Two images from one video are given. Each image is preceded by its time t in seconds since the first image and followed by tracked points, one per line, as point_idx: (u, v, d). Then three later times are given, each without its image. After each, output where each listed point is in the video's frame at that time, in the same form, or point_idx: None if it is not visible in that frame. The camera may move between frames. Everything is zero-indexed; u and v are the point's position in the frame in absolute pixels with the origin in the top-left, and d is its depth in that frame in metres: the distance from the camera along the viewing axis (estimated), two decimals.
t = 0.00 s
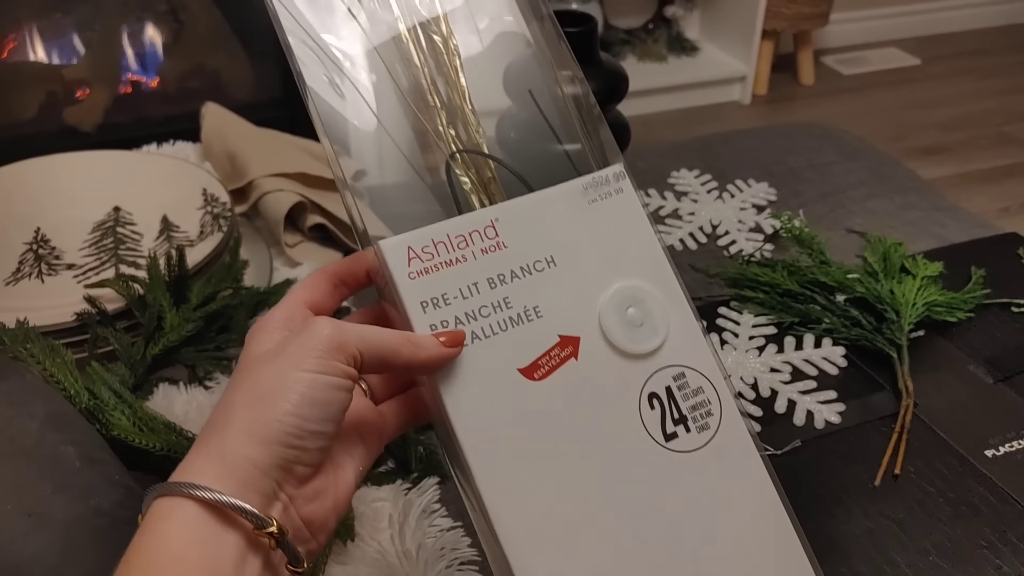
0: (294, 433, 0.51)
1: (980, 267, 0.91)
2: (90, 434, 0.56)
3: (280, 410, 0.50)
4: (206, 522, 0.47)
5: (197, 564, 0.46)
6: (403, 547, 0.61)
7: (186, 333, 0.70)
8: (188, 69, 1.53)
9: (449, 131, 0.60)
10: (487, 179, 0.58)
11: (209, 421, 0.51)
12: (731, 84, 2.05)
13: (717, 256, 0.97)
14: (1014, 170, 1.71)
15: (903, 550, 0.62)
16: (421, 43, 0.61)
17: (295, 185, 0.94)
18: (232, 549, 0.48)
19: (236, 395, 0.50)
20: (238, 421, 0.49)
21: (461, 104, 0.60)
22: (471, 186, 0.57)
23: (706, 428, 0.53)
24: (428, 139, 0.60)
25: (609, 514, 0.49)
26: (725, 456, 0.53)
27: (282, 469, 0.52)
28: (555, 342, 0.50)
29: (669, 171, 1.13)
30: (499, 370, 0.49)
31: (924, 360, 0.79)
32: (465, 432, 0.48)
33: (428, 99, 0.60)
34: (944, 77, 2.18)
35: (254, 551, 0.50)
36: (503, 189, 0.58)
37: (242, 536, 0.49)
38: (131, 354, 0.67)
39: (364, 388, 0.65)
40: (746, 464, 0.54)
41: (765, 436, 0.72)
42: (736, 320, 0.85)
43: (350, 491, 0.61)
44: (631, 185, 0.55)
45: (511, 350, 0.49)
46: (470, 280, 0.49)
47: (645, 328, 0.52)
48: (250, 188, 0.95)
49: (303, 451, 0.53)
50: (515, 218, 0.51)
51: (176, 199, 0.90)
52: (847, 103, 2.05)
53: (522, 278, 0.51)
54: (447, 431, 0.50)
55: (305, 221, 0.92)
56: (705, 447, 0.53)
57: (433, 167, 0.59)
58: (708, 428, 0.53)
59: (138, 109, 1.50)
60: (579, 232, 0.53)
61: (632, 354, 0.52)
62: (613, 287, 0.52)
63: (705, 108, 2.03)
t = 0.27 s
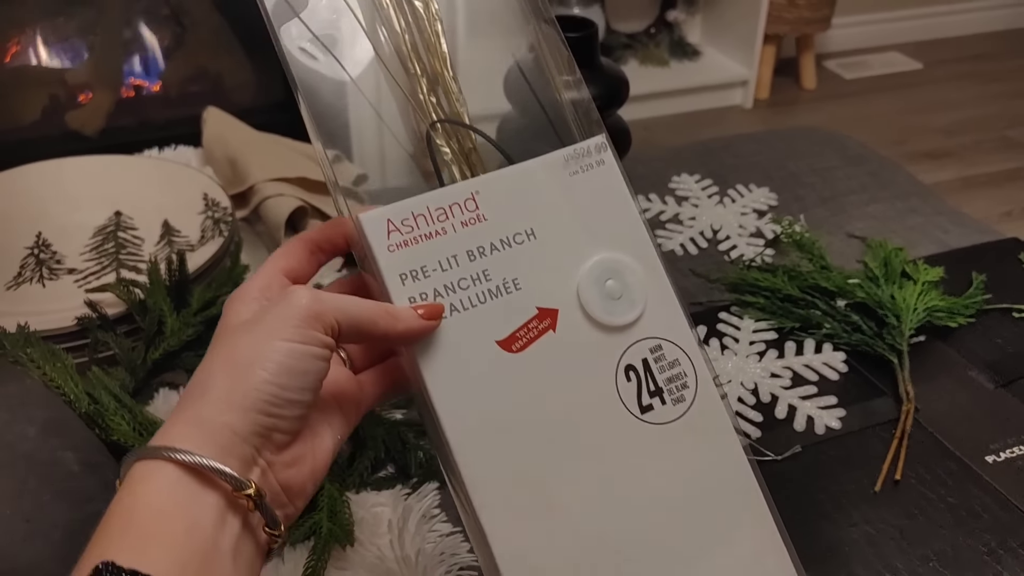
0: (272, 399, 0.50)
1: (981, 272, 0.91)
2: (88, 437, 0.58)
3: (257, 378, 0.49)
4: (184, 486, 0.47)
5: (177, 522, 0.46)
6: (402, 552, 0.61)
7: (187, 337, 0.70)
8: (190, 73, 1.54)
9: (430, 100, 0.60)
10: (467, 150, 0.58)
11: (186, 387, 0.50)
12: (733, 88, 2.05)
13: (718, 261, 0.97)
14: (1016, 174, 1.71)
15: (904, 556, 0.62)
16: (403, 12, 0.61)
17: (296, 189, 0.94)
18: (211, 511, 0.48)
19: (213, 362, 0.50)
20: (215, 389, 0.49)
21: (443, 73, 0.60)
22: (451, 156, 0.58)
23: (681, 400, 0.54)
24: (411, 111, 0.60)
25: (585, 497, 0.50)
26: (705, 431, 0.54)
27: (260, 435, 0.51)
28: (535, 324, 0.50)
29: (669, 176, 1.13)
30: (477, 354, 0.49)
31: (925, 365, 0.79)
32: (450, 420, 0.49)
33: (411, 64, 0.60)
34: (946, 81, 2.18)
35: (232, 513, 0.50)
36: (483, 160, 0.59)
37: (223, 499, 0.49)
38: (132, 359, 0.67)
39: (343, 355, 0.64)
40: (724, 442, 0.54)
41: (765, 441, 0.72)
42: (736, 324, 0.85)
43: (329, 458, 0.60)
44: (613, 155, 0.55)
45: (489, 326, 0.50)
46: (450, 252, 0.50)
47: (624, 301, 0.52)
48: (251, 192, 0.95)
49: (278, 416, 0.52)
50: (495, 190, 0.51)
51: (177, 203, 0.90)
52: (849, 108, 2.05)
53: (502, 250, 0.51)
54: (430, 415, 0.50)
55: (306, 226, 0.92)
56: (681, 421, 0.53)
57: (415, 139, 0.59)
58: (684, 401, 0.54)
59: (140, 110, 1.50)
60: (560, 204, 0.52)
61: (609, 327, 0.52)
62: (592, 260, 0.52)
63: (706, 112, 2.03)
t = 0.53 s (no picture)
0: (265, 353, 0.52)
1: (984, 275, 0.91)
2: (89, 438, 0.58)
3: (251, 331, 0.50)
4: (178, 434, 0.48)
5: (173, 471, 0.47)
6: (404, 555, 0.62)
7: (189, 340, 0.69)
8: (192, 76, 1.54)
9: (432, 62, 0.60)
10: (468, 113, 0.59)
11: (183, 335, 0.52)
12: (735, 91, 2.05)
13: (720, 263, 0.97)
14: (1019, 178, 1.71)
15: (906, 558, 0.62)
16: None
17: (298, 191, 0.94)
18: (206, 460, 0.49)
19: (210, 314, 0.51)
20: (210, 339, 0.50)
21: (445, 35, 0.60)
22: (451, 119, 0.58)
23: (672, 370, 0.54)
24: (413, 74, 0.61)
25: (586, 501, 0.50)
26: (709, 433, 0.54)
27: (253, 387, 0.53)
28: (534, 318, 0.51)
29: (672, 178, 1.13)
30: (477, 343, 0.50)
31: (927, 368, 0.79)
32: (445, 399, 0.49)
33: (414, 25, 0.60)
34: (949, 85, 2.17)
35: (226, 465, 0.51)
36: (484, 124, 0.59)
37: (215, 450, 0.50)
38: (134, 360, 0.67)
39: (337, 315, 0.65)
40: (727, 445, 0.54)
41: (767, 443, 0.72)
42: (739, 327, 0.85)
43: (322, 416, 0.61)
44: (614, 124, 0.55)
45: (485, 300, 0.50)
46: (446, 216, 0.50)
47: (619, 271, 0.53)
48: (254, 195, 0.95)
49: (272, 370, 0.53)
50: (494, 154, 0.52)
51: (179, 205, 0.90)
52: (851, 111, 2.05)
53: (498, 216, 0.51)
54: (433, 411, 0.51)
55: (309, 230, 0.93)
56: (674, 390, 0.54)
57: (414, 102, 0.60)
58: (676, 371, 0.54)
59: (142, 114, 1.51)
60: (558, 171, 0.53)
61: (605, 296, 0.52)
62: (588, 231, 0.53)
63: (709, 115, 2.03)
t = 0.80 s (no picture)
0: (262, 295, 0.52)
1: (984, 278, 0.91)
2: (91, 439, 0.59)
3: (248, 271, 0.51)
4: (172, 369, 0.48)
5: (166, 406, 0.46)
6: (404, 556, 0.61)
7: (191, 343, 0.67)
8: (195, 78, 1.54)
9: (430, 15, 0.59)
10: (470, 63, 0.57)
11: (178, 279, 0.52)
12: (737, 94, 2.05)
13: (721, 265, 0.97)
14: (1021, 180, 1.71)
15: (906, 561, 0.62)
16: None
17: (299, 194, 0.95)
18: (200, 397, 0.49)
19: (206, 257, 0.51)
20: (207, 278, 0.50)
21: None
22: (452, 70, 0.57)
23: (673, 323, 0.53)
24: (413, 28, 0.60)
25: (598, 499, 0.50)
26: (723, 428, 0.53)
27: (247, 329, 0.53)
28: (544, 300, 0.50)
29: (673, 181, 1.13)
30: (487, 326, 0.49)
31: (928, 371, 0.79)
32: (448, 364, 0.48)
33: None
34: (951, 88, 2.18)
35: (223, 403, 0.51)
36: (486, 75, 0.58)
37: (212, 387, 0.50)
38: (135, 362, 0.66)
39: (332, 264, 0.66)
40: (745, 441, 0.53)
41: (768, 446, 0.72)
42: (739, 330, 0.85)
43: (319, 359, 0.63)
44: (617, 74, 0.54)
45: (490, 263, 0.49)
46: (444, 161, 0.50)
47: (620, 221, 0.52)
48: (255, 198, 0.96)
49: (267, 311, 0.54)
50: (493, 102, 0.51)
51: (181, 207, 0.90)
52: (854, 114, 2.05)
53: (497, 163, 0.50)
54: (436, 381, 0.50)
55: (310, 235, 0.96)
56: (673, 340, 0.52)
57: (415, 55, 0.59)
58: (676, 323, 0.53)
59: (143, 116, 1.50)
60: (558, 118, 0.52)
61: (605, 247, 0.51)
62: (589, 180, 0.52)
63: (711, 118, 2.04)
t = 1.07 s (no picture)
0: (258, 227, 0.52)
1: (986, 280, 0.91)
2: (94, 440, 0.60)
3: (242, 203, 0.50)
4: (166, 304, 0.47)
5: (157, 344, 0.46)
6: (405, 557, 0.61)
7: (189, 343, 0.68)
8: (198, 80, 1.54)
9: None
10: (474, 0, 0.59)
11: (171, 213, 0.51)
12: (739, 97, 2.05)
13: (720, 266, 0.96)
14: None
15: (907, 563, 0.62)
16: None
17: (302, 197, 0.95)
18: (196, 330, 0.48)
19: (200, 189, 0.51)
20: (200, 209, 0.50)
21: None
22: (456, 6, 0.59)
23: (675, 271, 0.53)
24: None
25: (607, 499, 0.50)
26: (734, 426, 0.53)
27: (243, 263, 0.53)
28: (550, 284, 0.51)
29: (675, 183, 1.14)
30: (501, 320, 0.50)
31: (929, 373, 0.79)
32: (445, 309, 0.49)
33: None
34: (953, 91, 2.18)
35: (218, 336, 0.50)
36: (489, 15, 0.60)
37: (207, 321, 0.49)
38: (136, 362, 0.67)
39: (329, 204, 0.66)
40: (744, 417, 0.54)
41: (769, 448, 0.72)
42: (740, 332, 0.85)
43: (317, 298, 0.63)
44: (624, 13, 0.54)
45: (501, 240, 0.50)
46: (444, 99, 0.50)
47: (623, 164, 0.52)
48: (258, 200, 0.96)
49: (264, 245, 0.54)
50: (496, 40, 0.52)
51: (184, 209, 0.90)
52: (856, 117, 2.05)
53: (500, 102, 0.51)
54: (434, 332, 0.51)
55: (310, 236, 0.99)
56: (671, 288, 0.53)
57: None
58: (678, 271, 0.53)
59: (145, 117, 1.51)
60: (560, 56, 0.52)
61: (607, 191, 0.52)
62: (592, 122, 0.52)
63: (713, 120, 2.04)
